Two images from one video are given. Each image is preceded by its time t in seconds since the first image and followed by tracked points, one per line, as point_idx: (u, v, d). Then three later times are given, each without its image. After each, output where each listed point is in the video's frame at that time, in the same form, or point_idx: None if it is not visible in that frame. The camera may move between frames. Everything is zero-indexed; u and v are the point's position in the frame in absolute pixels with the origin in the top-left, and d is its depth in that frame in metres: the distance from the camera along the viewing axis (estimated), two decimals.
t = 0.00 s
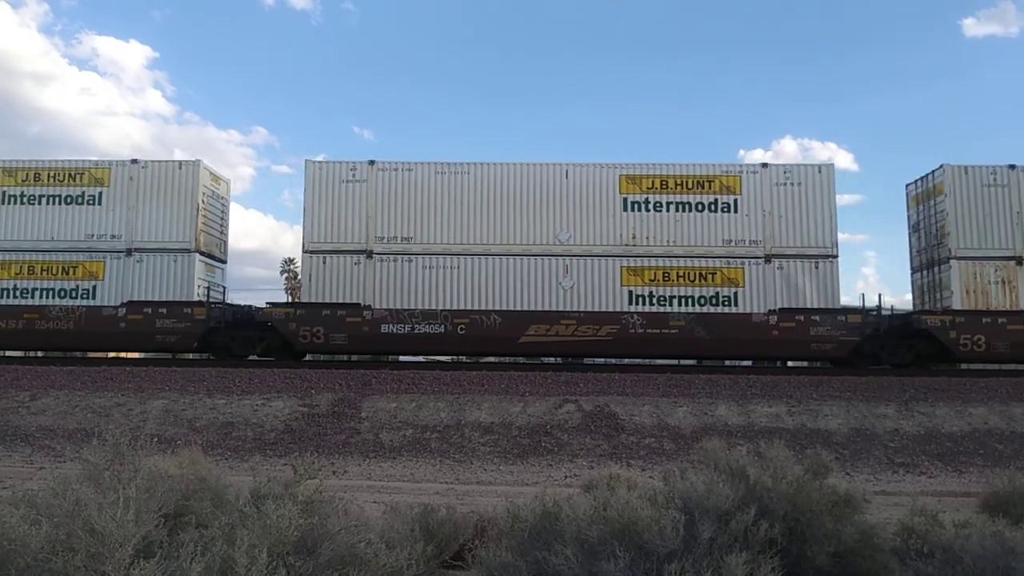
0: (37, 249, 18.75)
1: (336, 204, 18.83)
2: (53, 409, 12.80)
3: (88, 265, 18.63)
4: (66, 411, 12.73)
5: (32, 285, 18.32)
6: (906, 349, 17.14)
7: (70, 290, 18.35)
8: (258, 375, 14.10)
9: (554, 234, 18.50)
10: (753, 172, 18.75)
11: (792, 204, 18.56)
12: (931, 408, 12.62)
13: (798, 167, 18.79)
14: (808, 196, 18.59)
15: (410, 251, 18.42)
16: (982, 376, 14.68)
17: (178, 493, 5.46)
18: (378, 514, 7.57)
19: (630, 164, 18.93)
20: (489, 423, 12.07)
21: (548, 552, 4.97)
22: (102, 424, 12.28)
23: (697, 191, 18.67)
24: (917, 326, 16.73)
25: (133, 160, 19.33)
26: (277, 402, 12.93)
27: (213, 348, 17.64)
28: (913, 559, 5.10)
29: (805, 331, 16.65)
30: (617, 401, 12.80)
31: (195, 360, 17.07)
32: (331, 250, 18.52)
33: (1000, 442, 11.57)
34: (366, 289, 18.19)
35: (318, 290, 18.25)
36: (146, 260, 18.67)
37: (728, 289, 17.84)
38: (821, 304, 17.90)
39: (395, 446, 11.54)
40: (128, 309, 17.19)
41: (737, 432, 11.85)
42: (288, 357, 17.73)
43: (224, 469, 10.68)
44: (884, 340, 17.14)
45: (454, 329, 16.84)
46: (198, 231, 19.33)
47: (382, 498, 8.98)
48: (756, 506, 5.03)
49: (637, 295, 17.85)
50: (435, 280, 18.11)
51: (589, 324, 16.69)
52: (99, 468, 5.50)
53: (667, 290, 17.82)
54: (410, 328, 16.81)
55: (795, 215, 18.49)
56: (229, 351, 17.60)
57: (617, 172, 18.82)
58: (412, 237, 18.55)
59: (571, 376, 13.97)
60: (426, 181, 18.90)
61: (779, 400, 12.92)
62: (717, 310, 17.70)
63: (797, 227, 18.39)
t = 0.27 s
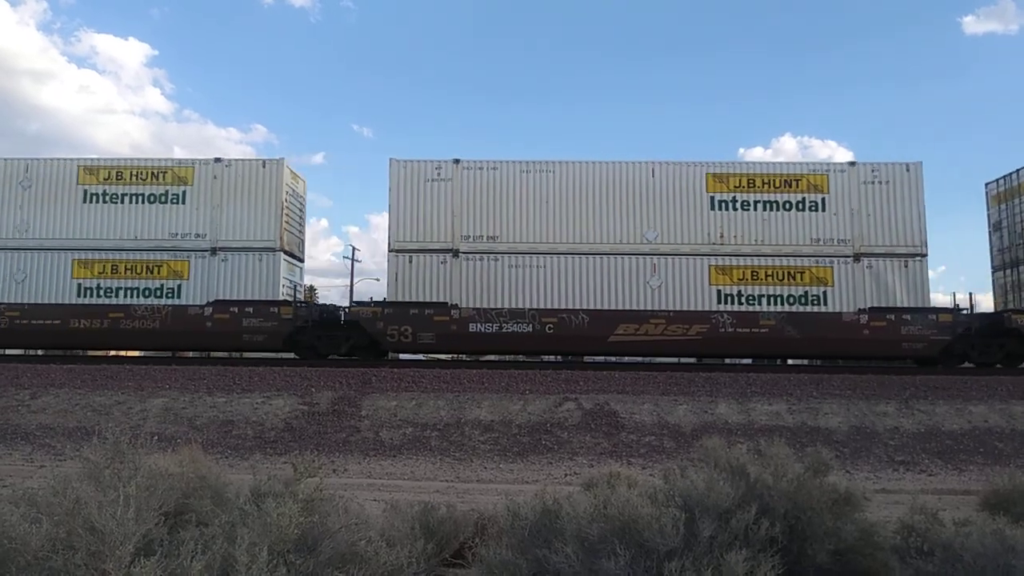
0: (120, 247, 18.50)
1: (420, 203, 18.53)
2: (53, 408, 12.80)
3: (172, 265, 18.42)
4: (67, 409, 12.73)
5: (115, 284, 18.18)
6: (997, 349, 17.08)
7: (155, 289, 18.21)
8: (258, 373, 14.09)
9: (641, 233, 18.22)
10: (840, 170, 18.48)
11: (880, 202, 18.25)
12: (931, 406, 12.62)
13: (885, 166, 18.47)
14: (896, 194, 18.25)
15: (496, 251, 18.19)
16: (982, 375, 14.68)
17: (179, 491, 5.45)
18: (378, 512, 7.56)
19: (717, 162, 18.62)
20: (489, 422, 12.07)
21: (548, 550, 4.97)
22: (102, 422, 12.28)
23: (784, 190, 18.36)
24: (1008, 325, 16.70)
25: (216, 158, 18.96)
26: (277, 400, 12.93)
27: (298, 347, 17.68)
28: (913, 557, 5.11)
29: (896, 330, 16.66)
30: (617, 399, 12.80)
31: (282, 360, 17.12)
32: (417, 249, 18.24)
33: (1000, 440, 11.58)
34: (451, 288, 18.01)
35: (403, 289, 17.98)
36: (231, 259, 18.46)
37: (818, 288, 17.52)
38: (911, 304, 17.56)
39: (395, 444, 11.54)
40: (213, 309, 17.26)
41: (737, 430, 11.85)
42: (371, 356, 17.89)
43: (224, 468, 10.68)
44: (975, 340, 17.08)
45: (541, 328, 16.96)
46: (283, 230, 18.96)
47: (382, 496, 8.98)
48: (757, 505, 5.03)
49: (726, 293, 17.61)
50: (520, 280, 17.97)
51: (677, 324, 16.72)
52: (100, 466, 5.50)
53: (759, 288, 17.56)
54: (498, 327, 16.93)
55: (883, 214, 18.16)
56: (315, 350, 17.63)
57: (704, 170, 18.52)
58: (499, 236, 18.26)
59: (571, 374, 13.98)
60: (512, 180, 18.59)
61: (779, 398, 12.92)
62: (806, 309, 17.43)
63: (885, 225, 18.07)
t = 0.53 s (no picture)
0: (205, 246, 18.48)
1: (507, 203, 18.38)
2: (53, 406, 12.80)
3: (257, 264, 18.35)
4: (66, 408, 12.73)
5: (202, 284, 18.14)
6: None
7: (242, 289, 18.13)
8: (258, 372, 14.10)
9: (730, 232, 18.21)
10: (929, 170, 18.48)
11: (971, 202, 18.24)
12: (931, 405, 12.62)
13: (973, 166, 18.47)
14: (983, 193, 18.27)
15: (583, 250, 18.11)
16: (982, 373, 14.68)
17: (178, 490, 5.45)
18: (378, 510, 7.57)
19: (805, 162, 18.63)
20: (489, 420, 12.07)
21: (548, 549, 4.97)
22: (102, 421, 12.27)
23: (873, 189, 18.38)
24: None
25: (301, 158, 18.89)
26: (277, 398, 12.94)
27: (383, 347, 17.69)
28: (912, 556, 5.11)
29: (986, 331, 16.56)
30: (617, 397, 12.80)
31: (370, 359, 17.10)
32: (503, 248, 18.14)
33: (999, 439, 11.58)
34: (537, 289, 17.92)
35: (491, 289, 17.89)
36: (316, 259, 18.41)
37: (908, 288, 17.56)
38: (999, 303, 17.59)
39: (394, 443, 11.54)
40: (301, 309, 17.26)
41: (737, 429, 11.86)
42: (459, 357, 17.79)
43: (224, 466, 10.68)
44: None
45: (630, 328, 16.89)
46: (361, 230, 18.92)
47: (382, 495, 8.98)
48: (756, 503, 5.03)
49: (826, 294, 17.61)
50: (609, 280, 17.92)
51: (767, 324, 16.69)
52: (99, 465, 5.49)
53: (848, 288, 17.60)
54: (586, 326, 16.91)
55: (972, 214, 18.17)
56: (401, 350, 17.60)
57: (792, 169, 18.52)
58: (586, 236, 18.21)
59: (571, 373, 13.98)
60: (600, 180, 18.53)
61: (778, 397, 12.92)
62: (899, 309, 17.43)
63: (973, 225, 18.07)
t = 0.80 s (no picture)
0: (290, 250, 18.29)
1: (596, 207, 18.29)
2: (55, 410, 12.81)
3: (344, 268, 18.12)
4: (68, 411, 12.74)
5: (287, 288, 17.86)
6: None
7: (329, 294, 17.87)
8: (259, 375, 14.10)
9: (820, 236, 18.12)
10: (1018, 174, 18.37)
11: None
12: (932, 408, 12.61)
13: None
14: None
15: (672, 254, 18.00)
16: (984, 376, 14.67)
17: (179, 493, 5.45)
18: (379, 514, 7.58)
19: (893, 165, 18.57)
20: (490, 424, 12.07)
21: (549, 553, 4.97)
22: (103, 424, 12.28)
23: (963, 193, 18.28)
24: None
25: (388, 161, 18.66)
26: (279, 402, 12.94)
27: (469, 351, 17.54)
28: (914, 560, 5.11)
29: None
30: (618, 401, 12.80)
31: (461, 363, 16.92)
32: (591, 252, 18.03)
33: (1001, 442, 11.57)
34: (626, 292, 17.82)
35: (580, 293, 17.80)
36: (402, 263, 18.20)
37: (999, 292, 17.60)
38: None
39: (396, 446, 11.54)
40: (389, 313, 16.99)
41: (738, 432, 11.85)
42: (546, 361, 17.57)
43: (225, 469, 10.69)
44: None
45: (722, 333, 16.78)
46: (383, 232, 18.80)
47: (383, 499, 8.98)
48: (757, 507, 5.02)
49: (908, 297, 17.68)
50: (700, 284, 17.81)
51: (861, 328, 16.67)
52: (101, 468, 5.50)
53: (940, 292, 17.66)
54: (677, 331, 16.80)
55: None
56: (489, 354, 17.44)
57: (881, 173, 18.46)
58: (675, 239, 18.11)
59: (572, 376, 13.98)
60: (689, 184, 18.41)
61: (780, 400, 12.92)
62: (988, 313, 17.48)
63: None
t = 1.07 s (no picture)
0: (374, 248, 18.42)
1: (681, 204, 18.35)
2: (52, 405, 12.80)
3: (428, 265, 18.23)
4: (66, 407, 12.73)
5: (372, 285, 18.07)
6: None
7: (414, 291, 18.00)
8: (258, 371, 14.09)
9: (908, 235, 18.19)
10: None
11: None
12: (930, 406, 12.63)
13: None
14: None
15: (758, 253, 18.06)
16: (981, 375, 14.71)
17: (177, 489, 5.44)
18: (377, 510, 7.60)
19: (980, 164, 18.59)
20: (489, 420, 12.08)
21: (547, 549, 4.98)
22: (101, 420, 12.27)
23: None
24: None
25: (471, 159, 18.73)
26: (277, 398, 12.94)
27: (557, 349, 17.54)
28: (912, 556, 5.12)
29: None
30: (616, 397, 12.81)
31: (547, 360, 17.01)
32: (677, 250, 18.12)
33: (998, 440, 11.59)
34: (714, 291, 17.92)
35: (667, 290, 17.91)
36: (487, 261, 18.32)
37: None
38: None
39: (394, 442, 11.54)
40: (475, 310, 17.02)
41: (736, 429, 11.87)
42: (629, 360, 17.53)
43: (223, 465, 10.69)
44: None
45: (810, 332, 16.66)
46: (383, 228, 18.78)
47: (381, 495, 8.99)
48: (755, 503, 5.03)
49: (994, 296, 17.73)
50: (786, 283, 17.87)
51: (950, 327, 16.63)
52: (98, 463, 5.50)
53: None
54: (765, 330, 16.64)
55: None
56: (574, 352, 17.47)
57: (968, 172, 18.48)
58: (762, 237, 18.15)
59: (570, 373, 13.98)
60: (774, 181, 18.43)
61: (777, 397, 12.94)
62: None
63: None
